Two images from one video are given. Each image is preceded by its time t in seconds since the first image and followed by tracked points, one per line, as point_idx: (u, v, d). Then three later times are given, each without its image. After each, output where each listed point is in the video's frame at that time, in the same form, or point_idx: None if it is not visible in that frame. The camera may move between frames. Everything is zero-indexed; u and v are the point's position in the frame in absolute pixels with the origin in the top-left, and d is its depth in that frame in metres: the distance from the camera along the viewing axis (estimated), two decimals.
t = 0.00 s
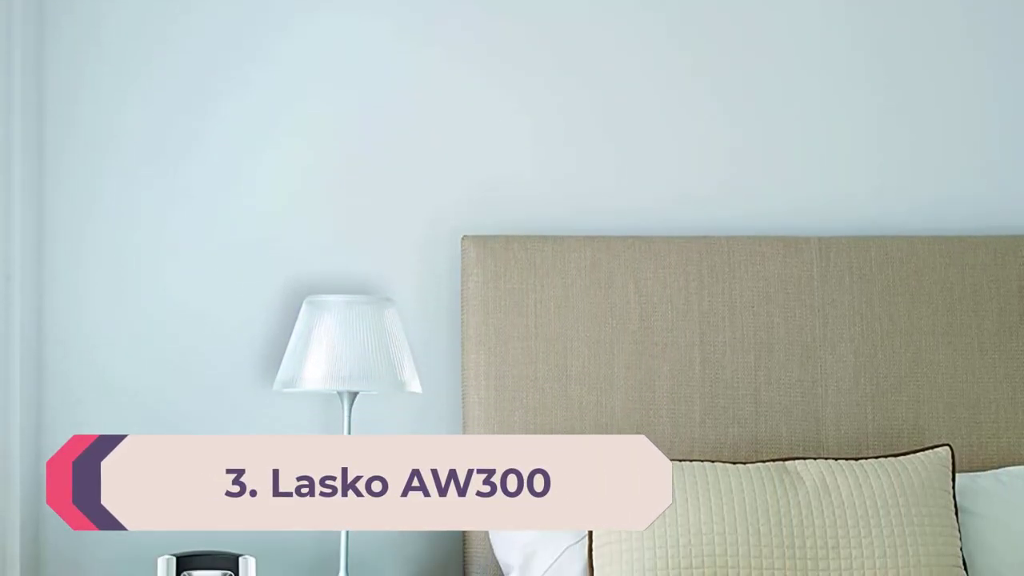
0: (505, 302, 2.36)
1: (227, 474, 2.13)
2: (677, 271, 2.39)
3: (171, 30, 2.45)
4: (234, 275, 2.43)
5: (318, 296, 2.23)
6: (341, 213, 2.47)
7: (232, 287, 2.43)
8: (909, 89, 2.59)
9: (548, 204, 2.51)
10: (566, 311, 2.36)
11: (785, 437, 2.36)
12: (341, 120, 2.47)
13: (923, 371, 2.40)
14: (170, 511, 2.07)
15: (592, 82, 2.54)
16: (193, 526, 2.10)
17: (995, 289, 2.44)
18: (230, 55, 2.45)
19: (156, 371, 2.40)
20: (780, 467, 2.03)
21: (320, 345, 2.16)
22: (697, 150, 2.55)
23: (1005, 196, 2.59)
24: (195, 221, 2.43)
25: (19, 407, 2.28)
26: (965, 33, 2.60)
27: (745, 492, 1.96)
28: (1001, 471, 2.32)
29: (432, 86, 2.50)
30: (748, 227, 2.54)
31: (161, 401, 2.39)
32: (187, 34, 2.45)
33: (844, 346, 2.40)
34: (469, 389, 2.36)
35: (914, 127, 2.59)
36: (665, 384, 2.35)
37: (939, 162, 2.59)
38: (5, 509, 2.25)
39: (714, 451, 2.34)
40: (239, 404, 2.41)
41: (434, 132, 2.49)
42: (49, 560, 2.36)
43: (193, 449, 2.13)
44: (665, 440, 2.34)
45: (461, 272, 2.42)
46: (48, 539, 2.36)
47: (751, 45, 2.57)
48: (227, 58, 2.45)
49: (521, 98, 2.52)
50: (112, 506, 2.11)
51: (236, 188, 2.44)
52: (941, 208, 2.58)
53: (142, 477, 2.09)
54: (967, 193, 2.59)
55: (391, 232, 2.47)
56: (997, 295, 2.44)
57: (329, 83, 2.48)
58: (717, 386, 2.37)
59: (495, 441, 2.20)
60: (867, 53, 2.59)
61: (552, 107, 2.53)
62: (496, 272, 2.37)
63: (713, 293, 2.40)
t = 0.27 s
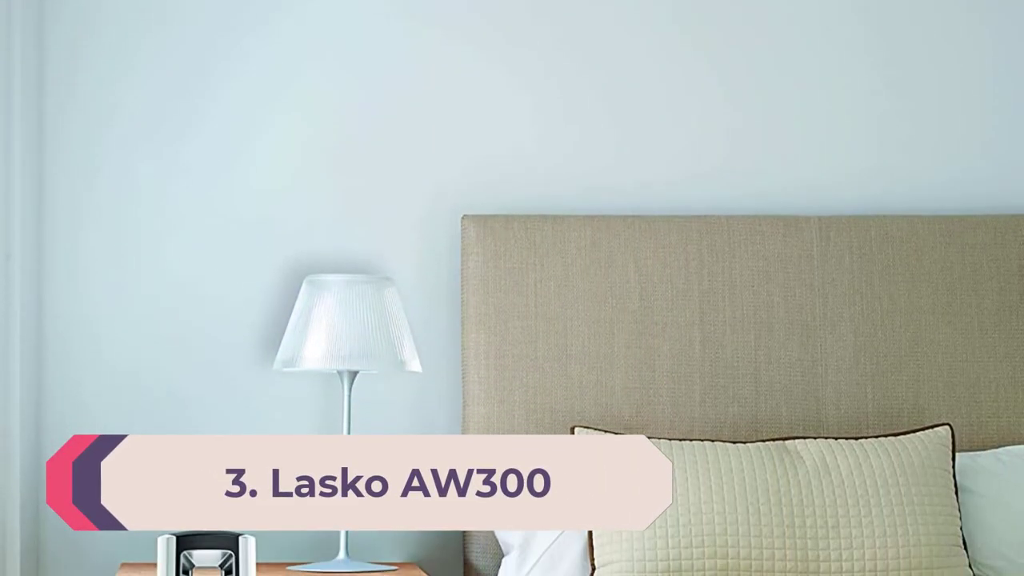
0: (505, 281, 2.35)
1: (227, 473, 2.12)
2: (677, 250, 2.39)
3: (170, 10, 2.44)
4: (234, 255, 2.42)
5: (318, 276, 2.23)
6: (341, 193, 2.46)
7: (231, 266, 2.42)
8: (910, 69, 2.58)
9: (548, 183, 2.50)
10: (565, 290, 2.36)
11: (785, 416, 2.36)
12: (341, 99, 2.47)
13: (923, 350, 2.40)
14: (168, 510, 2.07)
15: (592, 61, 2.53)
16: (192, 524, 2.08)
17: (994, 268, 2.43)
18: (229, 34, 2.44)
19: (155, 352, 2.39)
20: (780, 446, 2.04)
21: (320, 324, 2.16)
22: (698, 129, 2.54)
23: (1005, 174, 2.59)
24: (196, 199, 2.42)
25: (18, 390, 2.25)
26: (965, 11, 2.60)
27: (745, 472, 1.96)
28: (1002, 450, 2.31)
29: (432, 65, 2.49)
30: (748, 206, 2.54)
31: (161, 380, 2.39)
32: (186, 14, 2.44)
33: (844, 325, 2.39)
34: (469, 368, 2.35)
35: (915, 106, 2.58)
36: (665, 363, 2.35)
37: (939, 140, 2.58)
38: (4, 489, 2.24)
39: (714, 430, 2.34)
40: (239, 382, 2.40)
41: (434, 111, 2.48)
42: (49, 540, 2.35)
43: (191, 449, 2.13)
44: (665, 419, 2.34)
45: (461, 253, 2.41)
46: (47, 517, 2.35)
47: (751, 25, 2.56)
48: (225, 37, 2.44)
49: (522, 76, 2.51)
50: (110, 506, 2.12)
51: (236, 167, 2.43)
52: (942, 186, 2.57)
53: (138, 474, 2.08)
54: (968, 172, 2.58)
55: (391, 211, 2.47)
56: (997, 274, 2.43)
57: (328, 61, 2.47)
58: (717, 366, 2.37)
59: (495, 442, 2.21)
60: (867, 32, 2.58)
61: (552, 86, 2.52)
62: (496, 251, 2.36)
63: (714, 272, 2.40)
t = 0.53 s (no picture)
0: (505, 260, 2.35)
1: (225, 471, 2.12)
2: (677, 229, 2.38)
3: None
4: (233, 234, 2.41)
5: (318, 254, 2.22)
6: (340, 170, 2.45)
7: (231, 245, 2.41)
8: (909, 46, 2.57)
9: (548, 160, 2.49)
10: (565, 268, 2.36)
11: (785, 395, 2.36)
12: (340, 77, 2.46)
13: (923, 328, 2.40)
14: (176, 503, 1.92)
15: (592, 39, 2.51)
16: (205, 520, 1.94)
17: (995, 247, 2.43)
18: (227, 14, 2.43)
19: (155, 331, 2.38)
20: (780, 425, 2.04)
21: (320, 302, 2.15)
22: (699, 108, 2.53)
23: (1005, 151, 2.58)
24: (195, 179, 2.41)
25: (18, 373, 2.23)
26: None
27: (745, 451, 1.97)
28: (1003, 428, 2.31)
29: (431, 43, 2.48)
30: (748, 185, 2.53)
31: (161, 359, 2.38)
32: None
33: (844, 303, 2.39)
34: (469, 347, 2.34)
35: (914, 83, 2.57)
36: (665, 341, 2.35)
37: (939, 118, 2.57)
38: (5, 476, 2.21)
39: (715, 409, 2.34)
40: (239, 362, 2.40)
41: (433, 89, 2.47)
42: (48, 518, 2.34)
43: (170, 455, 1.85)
44: (665, 397, 2.34)
45: (461, 231, 2.41)
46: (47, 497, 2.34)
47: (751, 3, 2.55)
48: (223, 16, 2.43)
49: (521, 55, 2.50)
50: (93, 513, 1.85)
51: (235, 146, 2.43)
52: (943, 165, 2.56)
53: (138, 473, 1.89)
54: (967, 149, 2.57)
55: (391, 189, 2.46)
56: (997, 253, 2.43)
57: (326, 39, 2.46)
58: (718, 344, 2.37)
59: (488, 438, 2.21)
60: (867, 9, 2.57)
61: (552, 64, 2.50)
62: (496, 230, 2.35)
63: (714, 251, 2.39)
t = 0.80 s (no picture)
0: (505, 237, 2.34)
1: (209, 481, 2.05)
2: (677, 206, 2.38)
3: None
4: (232, 211, 2.41)
5: (319, 231, 2.22)
6: (340, 147, 2.44)
7: (231, 221, 2.40)
8: (911, 22, 2.56)
9: (548, 137, 2.48)
10: (565, 246, 2.35)
11: (785, 372, 2.36)
12: (340, 53, 2.45)
13: (923, 305, 2.40)
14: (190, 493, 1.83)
15: (592, 15, 2.50)
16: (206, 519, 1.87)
17: (995, 224, 2.43)
18: None
19: (155, 308, 2.38)
20: (780, 402, 2.04)
21: (320, 279, 2.15)
22: (700, 84, 2.52)
23: (1006, 129, 2.57)
24: (195, 155, 2.40)
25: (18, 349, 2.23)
26: None
27: (745, 427, 1.97)
28: (1003, 405, 2.32)
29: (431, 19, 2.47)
30: (749, 162, 2.52)
31: (161, 336, 2.38)
32: None
33: (844, 281, 2.39)
34: (469, 324, 2.34)
35: (916, 60, 2.56)
36: (665, 318, 2.35)
37: (941, 95, 2.56)
38: (4, 450, 2.21)
39: (715, 385, 2.34)
40: (239, 338, 2.39)
41: (434, 65, 2.46)
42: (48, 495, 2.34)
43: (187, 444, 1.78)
44: (666, 374, 2.34)
45: (461, 209, 2.40)
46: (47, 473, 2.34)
47: None
48: None
49: (521, 31, 2.49)
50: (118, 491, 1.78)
51: (235, 122, 2.42)
52: (944, 141, 2.56)
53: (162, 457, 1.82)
54: (968, 127, 2.57)
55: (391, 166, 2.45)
56: (997, 230, 2.43)
57: (326, 15, 2.45)
58: (718, 320, 2.36)
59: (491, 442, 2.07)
60: None
61: (553, 40, 2.49)
62: (496, 206, 2.34)
63: (714, 228, 2.39)
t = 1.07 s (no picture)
0: (505, 213, 2.33)
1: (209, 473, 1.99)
2: (677, 182, 2.37)
3: None
4: (232, 187, 2.40)
5: (319, 208, 2.21)
6: (339, 122, 2.43)
7: (230, 196, 2.40)
8: None
9: (548, 113, 2.48)
10: (565, 222, 2.35)
11: (785, 348, 2.36)
12: (339, 28, 2.43)
13: (923, 281, 2.40)
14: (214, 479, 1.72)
15: None
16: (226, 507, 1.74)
17: (995, 200, 2.42)
18: None
19: (155, 284, 2.37)
20: (780, 378, 2.04)
21: (320, 255, 2.15)
22: (700, 60, 2.51)
23: (1007, 105, 2.57)
24: (194, 131, 2.39)
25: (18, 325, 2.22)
26: None
27: (745, 403, 1.97)
28: (1003, 381, 2.32)
29: None
30: (750, 138, 2.51)
31: (161, 312, 2.37)
32: None
33: (844, 257, 2.39)
34: (469, 301, 2.33)
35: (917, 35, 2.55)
36: (665, 294, 2.35)
37: (942, 71, 2.55)
38: (5, 426, 2.21)
39: (715, 361, 2.34)
40: (239, 314, 2.39)
41: (433, 41, 2.45)
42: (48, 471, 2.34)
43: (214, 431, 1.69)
44: (666, 350, 2.34)
45: (461, 185, 2.40)
46: (47, 450, 2.34)
47: None
48: None
49: (521, 6, 2.48)
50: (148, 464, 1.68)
51: (234, 97, 2.41)
52: (945, 117, 2.55)
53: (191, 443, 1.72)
54: (969, 103, 2.56)
55: (391, 142, 2.44)
56: (997, 206, 2.42)
57: None
58: (718, 297, 2.36)
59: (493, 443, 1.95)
60: None
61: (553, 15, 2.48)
62: (496, 183, 2.33)
63: (714, 204, 2.38)
